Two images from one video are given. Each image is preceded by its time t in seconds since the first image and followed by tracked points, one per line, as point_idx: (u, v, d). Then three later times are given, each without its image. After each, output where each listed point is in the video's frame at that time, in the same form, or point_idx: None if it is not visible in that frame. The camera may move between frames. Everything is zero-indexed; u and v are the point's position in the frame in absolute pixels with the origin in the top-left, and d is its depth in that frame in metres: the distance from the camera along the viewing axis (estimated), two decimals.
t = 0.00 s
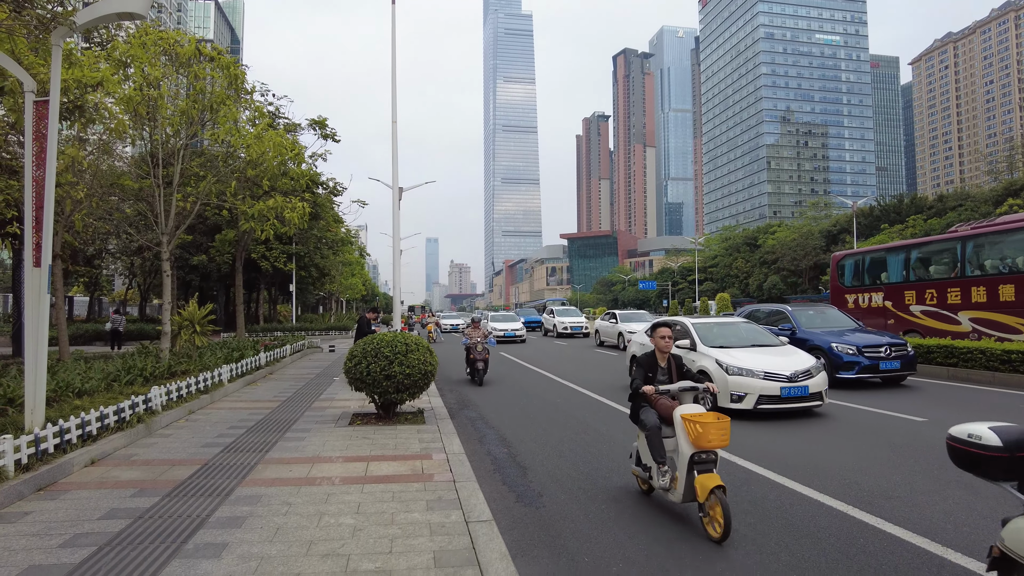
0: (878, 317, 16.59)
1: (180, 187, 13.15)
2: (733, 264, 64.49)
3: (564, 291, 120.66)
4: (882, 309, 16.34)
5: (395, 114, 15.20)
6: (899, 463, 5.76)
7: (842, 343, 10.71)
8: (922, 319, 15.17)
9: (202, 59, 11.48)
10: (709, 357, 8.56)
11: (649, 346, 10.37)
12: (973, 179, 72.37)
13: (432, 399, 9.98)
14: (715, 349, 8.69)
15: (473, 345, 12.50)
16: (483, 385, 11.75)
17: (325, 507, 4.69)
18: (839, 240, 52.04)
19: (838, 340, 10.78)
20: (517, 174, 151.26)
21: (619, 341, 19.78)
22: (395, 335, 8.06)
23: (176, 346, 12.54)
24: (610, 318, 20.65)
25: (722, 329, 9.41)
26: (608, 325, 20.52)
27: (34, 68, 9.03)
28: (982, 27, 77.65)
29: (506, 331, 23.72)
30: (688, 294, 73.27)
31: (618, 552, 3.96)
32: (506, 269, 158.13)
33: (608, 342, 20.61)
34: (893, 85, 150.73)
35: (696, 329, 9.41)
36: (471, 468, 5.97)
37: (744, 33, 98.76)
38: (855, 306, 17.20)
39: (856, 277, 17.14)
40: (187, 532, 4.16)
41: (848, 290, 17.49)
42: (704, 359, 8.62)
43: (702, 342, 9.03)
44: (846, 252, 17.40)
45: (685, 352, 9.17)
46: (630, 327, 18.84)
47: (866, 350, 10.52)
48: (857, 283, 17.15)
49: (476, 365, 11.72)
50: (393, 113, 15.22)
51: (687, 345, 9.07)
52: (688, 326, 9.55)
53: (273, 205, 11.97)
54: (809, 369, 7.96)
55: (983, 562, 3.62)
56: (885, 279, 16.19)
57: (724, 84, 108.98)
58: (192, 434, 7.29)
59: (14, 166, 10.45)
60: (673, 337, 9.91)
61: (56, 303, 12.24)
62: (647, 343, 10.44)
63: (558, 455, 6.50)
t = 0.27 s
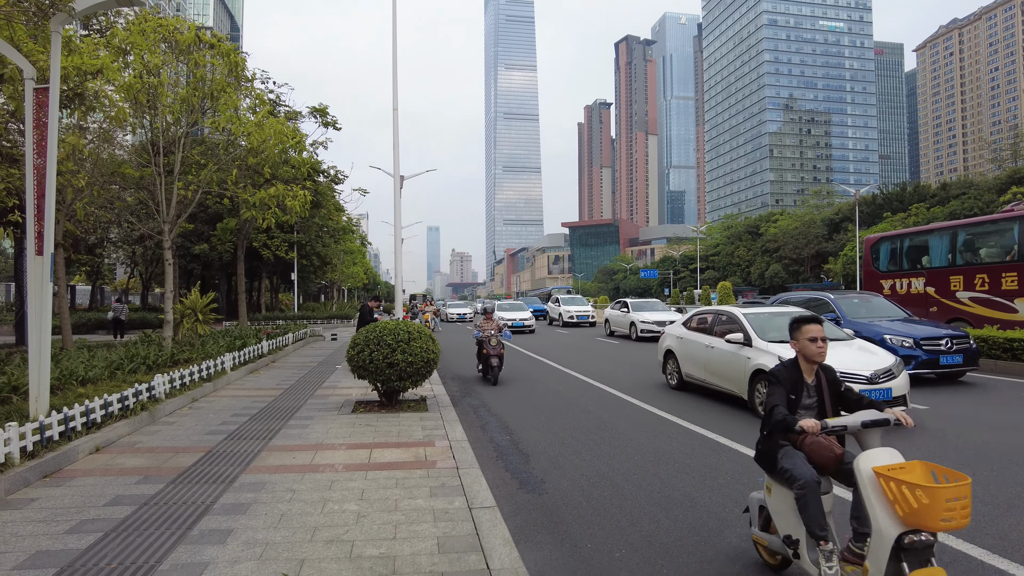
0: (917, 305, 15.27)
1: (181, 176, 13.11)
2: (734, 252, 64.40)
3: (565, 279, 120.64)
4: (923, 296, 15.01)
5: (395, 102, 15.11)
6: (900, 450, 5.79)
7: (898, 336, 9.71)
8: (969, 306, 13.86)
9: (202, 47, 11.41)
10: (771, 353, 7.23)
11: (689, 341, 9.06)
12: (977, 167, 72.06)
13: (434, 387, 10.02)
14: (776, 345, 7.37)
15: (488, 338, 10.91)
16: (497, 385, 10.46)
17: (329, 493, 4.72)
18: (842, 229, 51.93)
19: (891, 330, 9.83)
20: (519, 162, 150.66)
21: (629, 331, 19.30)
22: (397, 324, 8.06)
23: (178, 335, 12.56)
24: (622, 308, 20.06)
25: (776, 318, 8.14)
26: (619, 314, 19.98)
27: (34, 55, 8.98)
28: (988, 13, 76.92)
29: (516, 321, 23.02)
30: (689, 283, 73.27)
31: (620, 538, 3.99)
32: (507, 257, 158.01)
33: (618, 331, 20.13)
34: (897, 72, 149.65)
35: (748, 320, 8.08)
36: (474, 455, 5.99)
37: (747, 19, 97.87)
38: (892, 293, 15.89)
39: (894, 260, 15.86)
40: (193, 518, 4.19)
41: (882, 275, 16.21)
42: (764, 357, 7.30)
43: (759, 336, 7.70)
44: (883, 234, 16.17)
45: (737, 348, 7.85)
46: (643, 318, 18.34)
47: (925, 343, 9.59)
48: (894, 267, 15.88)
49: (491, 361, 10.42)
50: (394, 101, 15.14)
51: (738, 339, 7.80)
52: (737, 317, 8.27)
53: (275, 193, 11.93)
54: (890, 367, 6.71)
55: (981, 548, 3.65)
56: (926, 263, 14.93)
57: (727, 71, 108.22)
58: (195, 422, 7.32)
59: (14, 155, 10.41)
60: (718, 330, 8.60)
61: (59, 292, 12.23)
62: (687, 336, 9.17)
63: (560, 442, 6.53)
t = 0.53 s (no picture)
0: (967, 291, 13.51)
1: (181, 161, 13.06)
2: (736, 238, 64.27)
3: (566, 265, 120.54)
4: (972, 281, 13.28)
5: (396, 87, 14.99)
6: (901, 435, 5.83)
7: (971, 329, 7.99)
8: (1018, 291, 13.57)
9: (201, 30, 11.31)
10: (854, 351, 5.92)
11: (742, 335, 7.76)
12: (981, 152, 71.67)
13: (436, 372, 10.07)
14: (859, 341, 6.04)
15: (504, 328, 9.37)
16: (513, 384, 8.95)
17: (332, 478, 4.74)
18: (844, 215, 51.83)
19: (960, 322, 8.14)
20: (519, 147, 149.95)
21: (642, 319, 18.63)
22: (399, 309, 8.05)
23: (181, 321, 12.57)
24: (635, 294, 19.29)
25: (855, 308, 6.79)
26: (632, 301, 19.26)
27: (31, 39, 8.89)
28: None
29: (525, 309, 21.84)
30: (690, 269, 73.24)
31: (623, 522, 4.00)
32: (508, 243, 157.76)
33: (630, 318, 19.47)
34: (901, 56, 148.30)
35: (818, 311, 6.77)
36: (476, 439, 6.03)
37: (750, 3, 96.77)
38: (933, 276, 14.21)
39: (935, 242, 14.20)
40: (197, 502, 4.23)
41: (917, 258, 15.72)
42: (845, 356, 5.99)
43: (836, 330, 6.36)
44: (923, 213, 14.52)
45: (808, 344, 6.55)
46: (657, 306, 17.63)
47: (1000, 336, 7.75)
48: (935, 250, 14.22)
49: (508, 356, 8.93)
50: (395, 85, 15.02)
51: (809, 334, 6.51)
52: (806, 308, 6.95)
53: (275, 178, 11.88)
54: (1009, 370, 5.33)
55: (982, 532, 3.67)
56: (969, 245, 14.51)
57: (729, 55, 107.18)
58: (198, 407, 7.36)
59: (14, 140, 10.37)
60: (779, 323, 7.30)
61: (61, 278, 12.19)
62: (741, 330, 7.88)
63: (562, 427, 6.56)
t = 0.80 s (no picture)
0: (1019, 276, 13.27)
1: (181, 148, 13.01)
2: (737, 226, 64.08)
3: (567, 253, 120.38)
4: None
5: (396, 73, 14.89)
6: (900, 423, 5.86)
7: None
8: None
9: (199, 16, 11.23)
10: (983, 358, 4.67)
11: (813, 333, 6.46)
12: (984, 140, 71.33)
13: (437, 360, 10.09)
14: (987, 344, 4.78)
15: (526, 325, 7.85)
16: (541, 395, 7.47)
17: (334, 464, 4.77)
18: (845, 202, 51.72)
19: None
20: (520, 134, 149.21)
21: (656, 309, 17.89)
22: (400, 297, 8.06)
23: (182, 309, 12.56)
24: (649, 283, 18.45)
25: (967, 301, 5.48)
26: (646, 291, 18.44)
27: (28, 24, 8.82)
28: None
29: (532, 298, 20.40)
30: (691, 256, 73.17)
31: (624, 508, 4.02)
32: (509, 231, 157.42)
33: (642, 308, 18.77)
34: (905, 42, 147.13)
35: (919, 305, 5.48)
36: (477, 426, 6.04)
37: None
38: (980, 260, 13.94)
39: (983, 225, 13.91)
40: (201, 488, 4.26)
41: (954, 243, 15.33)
42: (970, 364, 4.73)
43: (949, 329, 5.08)
44: (970, 195, 14.15)
45: (911, 347, 5.27)
46: (672, 295, 16.84)
47: None
48: (983, 233, 13.94)
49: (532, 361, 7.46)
50: (394, 71, 14.93)
51: (915, 335, 5.22)
52: (902, 302, 5.65)
53: (274, 165, 11.83)
54: None
55: (981, 518, 3.69)
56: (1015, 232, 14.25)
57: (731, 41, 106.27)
58: (200, 394, 7.39)
59: (13, 127, 10.32)
60: (862, 319, 6.00)
61: (62, 266, 12.15)
62: (811, 327, 6.55)
63: (564, 414, 6.57)
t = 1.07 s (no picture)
0: None
1: (181, 141, 13.00)
2: (738, 219, 64.00)
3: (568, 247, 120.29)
4: None
5: (397, 66, 14.82)
6: (899, 417, 5.88)
7: None
8: None
9: (199, 8, 11.18)
10: None
11: (915, 342, 5.18)
12: (986, 133, 71.18)
13: (439, 354, 10.11)
14: None
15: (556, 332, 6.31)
16: (580, 421, 5.92)
17: (336, 458, 4.79)
18: (846, 196, 51.64)
19: None
20: (520, 127, 148.77)
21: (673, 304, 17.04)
22: (401, 291, 8.06)
23: (183, 302, 12.57)
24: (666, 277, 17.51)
25: None
26: (663, 285, 17.51)
27: (27, 17, 8.78)
28: None
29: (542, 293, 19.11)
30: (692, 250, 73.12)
31: (623, 502, 4.04)
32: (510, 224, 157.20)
33: (657, 302, 17.92)
34: (907, 34, 146.57)
35: None
36: (478, 420, 6.06)
37: None
38: None
39: None
40: (203, 481, 4.27)
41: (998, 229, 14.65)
42: None
43: None
44: None
45: None
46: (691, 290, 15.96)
47: None
48: None
49: (568, 377, 5.88)
50: (394, 63, 14.89)
51: None
52: None
53: (275, 159, 11.81)
54: None
55: (980, 511, 3.70)
56: None
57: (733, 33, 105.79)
58: (202, 388, 7.41)
59: (13, 120, 10.30)
60: (987, 326, 4.75)
61: (62, 260, 12.13)
62: (911, 334, 5.28)
63: (565, 408, 6.54)
